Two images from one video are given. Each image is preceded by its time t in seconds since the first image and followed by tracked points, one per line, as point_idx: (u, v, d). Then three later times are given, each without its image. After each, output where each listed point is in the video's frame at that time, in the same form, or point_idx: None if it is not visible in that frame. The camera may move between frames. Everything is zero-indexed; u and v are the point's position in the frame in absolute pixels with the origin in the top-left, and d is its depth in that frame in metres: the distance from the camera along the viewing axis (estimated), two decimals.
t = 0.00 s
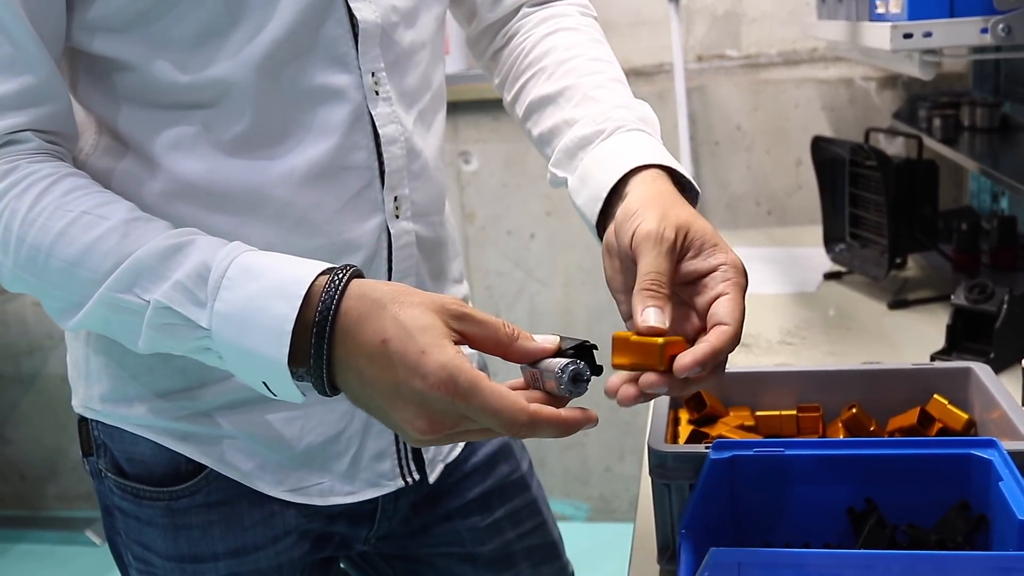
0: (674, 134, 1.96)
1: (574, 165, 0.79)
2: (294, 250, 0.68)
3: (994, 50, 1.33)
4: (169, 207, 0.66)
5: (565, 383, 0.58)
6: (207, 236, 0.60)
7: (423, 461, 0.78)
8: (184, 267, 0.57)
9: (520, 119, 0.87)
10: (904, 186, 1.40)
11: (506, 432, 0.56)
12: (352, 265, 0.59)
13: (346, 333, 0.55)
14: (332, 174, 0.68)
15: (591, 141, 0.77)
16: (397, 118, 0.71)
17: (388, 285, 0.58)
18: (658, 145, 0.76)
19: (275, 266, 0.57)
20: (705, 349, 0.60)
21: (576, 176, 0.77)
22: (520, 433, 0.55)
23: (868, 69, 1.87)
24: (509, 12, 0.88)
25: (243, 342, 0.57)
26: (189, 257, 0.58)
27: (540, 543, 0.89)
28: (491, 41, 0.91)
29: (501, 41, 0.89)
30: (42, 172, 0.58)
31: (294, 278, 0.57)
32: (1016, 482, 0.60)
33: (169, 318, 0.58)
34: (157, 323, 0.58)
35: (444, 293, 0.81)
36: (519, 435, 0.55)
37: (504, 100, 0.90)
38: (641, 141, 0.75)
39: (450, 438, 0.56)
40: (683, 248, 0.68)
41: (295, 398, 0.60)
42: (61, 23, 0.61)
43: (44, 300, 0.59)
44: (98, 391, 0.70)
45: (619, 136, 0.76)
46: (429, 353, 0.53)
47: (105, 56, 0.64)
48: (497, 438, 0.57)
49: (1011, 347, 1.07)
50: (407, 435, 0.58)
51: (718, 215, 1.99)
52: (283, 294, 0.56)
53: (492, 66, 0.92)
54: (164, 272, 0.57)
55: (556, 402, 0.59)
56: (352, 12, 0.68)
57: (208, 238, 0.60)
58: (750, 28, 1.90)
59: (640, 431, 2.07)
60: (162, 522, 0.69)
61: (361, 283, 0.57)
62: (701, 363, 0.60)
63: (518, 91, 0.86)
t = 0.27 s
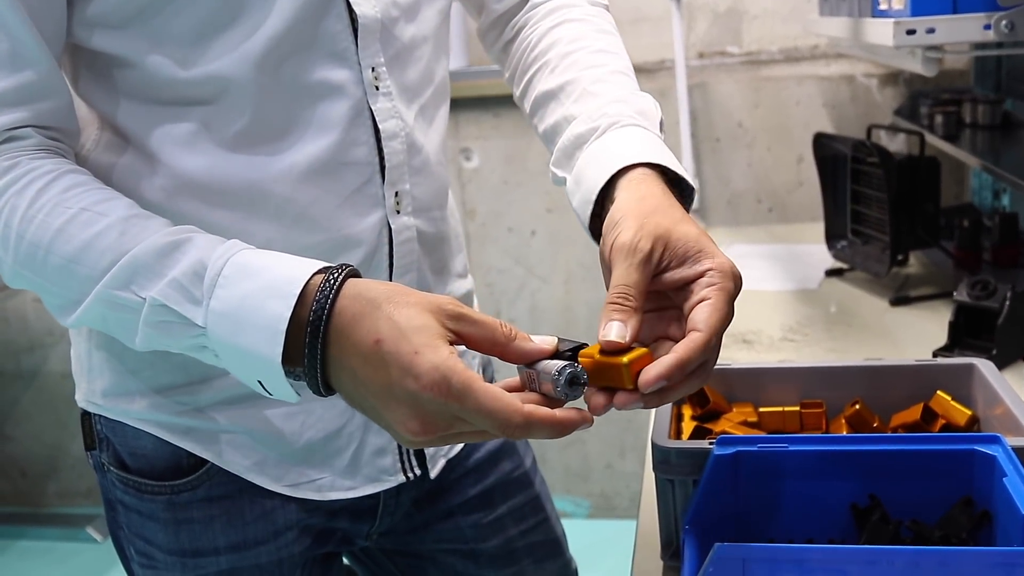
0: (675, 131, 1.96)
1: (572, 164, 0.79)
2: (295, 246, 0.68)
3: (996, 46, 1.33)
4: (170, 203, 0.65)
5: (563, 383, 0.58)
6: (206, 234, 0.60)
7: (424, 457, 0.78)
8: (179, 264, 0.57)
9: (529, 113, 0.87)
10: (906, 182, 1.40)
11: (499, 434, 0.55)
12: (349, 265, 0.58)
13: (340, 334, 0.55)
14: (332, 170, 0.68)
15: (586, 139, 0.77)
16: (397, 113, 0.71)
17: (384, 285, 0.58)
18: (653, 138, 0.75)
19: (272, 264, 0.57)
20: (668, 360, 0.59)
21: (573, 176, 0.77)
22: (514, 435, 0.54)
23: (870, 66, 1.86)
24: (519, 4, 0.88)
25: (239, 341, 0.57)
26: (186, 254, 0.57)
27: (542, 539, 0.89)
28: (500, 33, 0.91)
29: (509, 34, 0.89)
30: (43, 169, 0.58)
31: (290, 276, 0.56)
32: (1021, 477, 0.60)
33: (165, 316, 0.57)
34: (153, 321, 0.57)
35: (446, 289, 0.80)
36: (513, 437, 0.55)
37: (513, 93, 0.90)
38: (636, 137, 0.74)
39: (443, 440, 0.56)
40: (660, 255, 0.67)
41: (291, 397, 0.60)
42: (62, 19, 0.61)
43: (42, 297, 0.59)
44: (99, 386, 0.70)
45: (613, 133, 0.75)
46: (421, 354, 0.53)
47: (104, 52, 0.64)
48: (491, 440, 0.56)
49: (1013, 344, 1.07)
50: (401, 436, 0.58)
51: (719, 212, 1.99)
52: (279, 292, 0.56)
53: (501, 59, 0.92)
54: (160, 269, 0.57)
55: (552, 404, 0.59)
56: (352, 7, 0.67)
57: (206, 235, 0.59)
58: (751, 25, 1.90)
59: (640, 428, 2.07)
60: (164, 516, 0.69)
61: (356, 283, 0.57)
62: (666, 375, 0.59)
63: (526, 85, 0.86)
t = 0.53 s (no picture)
0: (675, 129, 1.96)
1: (568, 162, 0.79)
2: (295, 243, 0.68)
3: (996, 44, 1.33)
4: (171, 201, 0.65)
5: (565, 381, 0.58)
6: (206, 231, 0.60)
7: (425, 453, 0.78)
8: (180, 262, 0.57)
9: (528, 111, 0.87)
10: (907, 181, 1.39)
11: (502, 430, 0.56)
12: (351, 262, 0.58)
13: (341, 332, 0.55)
14: (333, 166, 0.68)
15: (582, 137, 0.77)
16: (398, 110, 0.71)
17: (385, 283, 0.58)
18: (648, 135, 0.75)
19: (274, 262, 0.57)
20: (660, 360, 0.60)
21: (569, 174, 0.77)
22: (518, 430, 0.55)
23: (869, 65, 1.87)
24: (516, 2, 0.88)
25: (240, 338, 0.57)
26: (186, 252, 0.57)
27: (543, 536, 0.89)
28: (500, 30, 0.91)
29: (510, 30, 0.89)
30: (43, 167, 0.57)
31: (291, 274, 0.56)
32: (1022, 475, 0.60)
33: (165, 314, 0.57)
34: (154, 319, 0.57)
35: (447, 285, 0.80)
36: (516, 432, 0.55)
37: (514, 90, 0.90)
38: (631, 134, 0.74)
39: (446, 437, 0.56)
40: (650, 254, 0.67)
41: (291, 395, 0.60)
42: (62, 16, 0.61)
43: (43, 295, 0.59)
44: (100, 383, 0.70)
45: (608, 131, 0.75)
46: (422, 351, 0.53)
47: (104, 49, 0.64)
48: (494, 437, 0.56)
49: (1014, 342, 1.08)
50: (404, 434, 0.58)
51: (718, 210, 1.99)
52: (280, 290, 0.56)
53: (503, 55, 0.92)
54: (161, 267, 0.57)
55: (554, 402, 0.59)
56: (352, 3, 0.67)
57: (206, 233, 0.59)
58: (751, 23, 1.90)
59: (640, 426, 2.07)
60: (165, 514, 0.69)
61: (357, 281, 0.57)
62: (658, 376, 0.59)
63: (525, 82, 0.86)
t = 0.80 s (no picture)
0: (675, 126, 1.95)
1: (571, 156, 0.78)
2: (296, 238, 0.68)
3: (997, 41, 1.33)
4: (171, 195, 0.65)
5: (569, 378, 0.58)
6: (208, 227, 0.59)
7: (427, 450, 0.78)
8: (182, 257, 0.56)
9: (530, 106, 0.87)
10: (909, 178, 1.39)
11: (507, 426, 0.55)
12: (353, 259, 0.58)
13: (345, 328, 0.55)
14: (334, 160, 0.68)
15: (583, 130, 0.77)
16: (399, 104, 0.70)
17: (388, 280, 0.57)
18: (649, 128, 0.74)
19: (276, 258, 0.57)
20: (658, 354, 0.59)
21: (571, 169, 0.77)
22: (523, 425, 0.55)
23: (870, 62, 1.86)
24: None
25: (242, 335, 0.56)
26: (188, 247, 0.57)
27: (545, 533, 0.89)
28: (502, 25, 0.91)
29: (512, 25, 0.89)
30: (43, 161, 0.57)
31: (293, 269, 0.56)
32: None
33: (166, 310, 0.57)
34: (155, 316, 0.57)
35: (448, 281, 0.80)
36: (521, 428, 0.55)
37: (516, 85, 0.90)
38: (632, 127, 0.74)
39: (450, 434, 0.56)
40: (650, 248, 0.66)
41: (292, 392, 0.59)
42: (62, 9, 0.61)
43: (42, 291, 0.59)
44: (100, 380, 0.69)
45: (609, 124, 0.75)
46: (428, 346, 0.53)
47: (103, 42, 0.63)
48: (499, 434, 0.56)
49: (1017, 339, 1.08)
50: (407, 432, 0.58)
51: (718, 207, 1.99)
52: (282, 285, 0.56)
53: (505, 51, 0.91)
54: (162, 263, 0.56)
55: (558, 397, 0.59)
56: None
57: (207, 228, 0.59)
58: (751, 21, 1.89)
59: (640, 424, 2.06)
60: (166, 510, 0.69)
61: (361, 277, 0.57)
62: (656, 372, 0.59)
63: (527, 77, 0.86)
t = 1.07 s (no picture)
0: (676, 122, 1.95)
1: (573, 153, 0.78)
2: (296, 235, 0.68)
3: (999, 37, 1.32)
4: (171, 192, 0.65)
5: (570, 376, 0.58)
6: (208, 224, 0.59)
7: (428, 447, 0.78)
8: (183, 254, 0.56)
9: (531, 102, 0.86)
10: (910, 175, 1.39)
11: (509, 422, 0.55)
12: (354, 255, 0.58)
13: (345, 325, 0.55)
14: (334, 157, 0.68)
15: (585, 126, 0.76)
16: (400, 100, 0.70)
17: (389, 276, 0.57)
18: (652, 124, 0.74)
19: (277, 255, 0.57)
20: (659, 352, 0.59)
21: (573, 165, 0.76)
22: (526, 421, 0.54)
23: (871, 58, 1.86)
24: None
25: (243, 332, 0.56)
26: (189, 244, 0.57)
27: (546, 530, 0.89)
28: (502, 22, 0.90)
29: (512, 21, 0.89)
30: (42, 158, 0.57)
31: (294, 266, 0.56)
32: None
33: (166, 307, 0.57)
34: (155, 313, 0.57)
35: (448, 278, 0.80)
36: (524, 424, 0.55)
37: (516, 82, 0.89)
38: (634, 124, 0.74)
39: (453, 431, 0.56)
40: (651, 243, 0.66)
41: (293, 389, 0.59)
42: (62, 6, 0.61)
43: (43, 288, 0.59)
44: (100, 377, 0.69)
45: (611, 120, 0.74)
46: (428, 342, 0.53)
47: (104, 39, 0.63)
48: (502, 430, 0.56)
49: (1016, 336, 1.08)
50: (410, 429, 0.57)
51: (719, 204, 1.99)
52: (283, 283, 0.55)
53: (506, 47, 0.91)
54: (162, 259, 0.56)
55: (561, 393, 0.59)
56: None
57: (207, 225, 0.59)
58: (752, 17, 1.89)
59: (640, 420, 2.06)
60: (166, 508, 0.69)
61: (361, 273, 0.56)
62: (658, 369, 0.58)
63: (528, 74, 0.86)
